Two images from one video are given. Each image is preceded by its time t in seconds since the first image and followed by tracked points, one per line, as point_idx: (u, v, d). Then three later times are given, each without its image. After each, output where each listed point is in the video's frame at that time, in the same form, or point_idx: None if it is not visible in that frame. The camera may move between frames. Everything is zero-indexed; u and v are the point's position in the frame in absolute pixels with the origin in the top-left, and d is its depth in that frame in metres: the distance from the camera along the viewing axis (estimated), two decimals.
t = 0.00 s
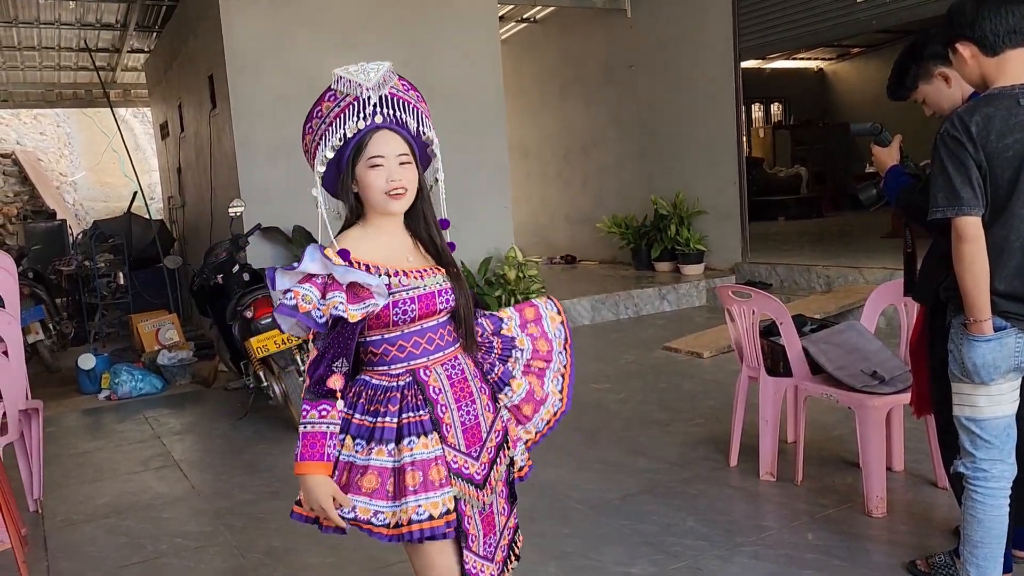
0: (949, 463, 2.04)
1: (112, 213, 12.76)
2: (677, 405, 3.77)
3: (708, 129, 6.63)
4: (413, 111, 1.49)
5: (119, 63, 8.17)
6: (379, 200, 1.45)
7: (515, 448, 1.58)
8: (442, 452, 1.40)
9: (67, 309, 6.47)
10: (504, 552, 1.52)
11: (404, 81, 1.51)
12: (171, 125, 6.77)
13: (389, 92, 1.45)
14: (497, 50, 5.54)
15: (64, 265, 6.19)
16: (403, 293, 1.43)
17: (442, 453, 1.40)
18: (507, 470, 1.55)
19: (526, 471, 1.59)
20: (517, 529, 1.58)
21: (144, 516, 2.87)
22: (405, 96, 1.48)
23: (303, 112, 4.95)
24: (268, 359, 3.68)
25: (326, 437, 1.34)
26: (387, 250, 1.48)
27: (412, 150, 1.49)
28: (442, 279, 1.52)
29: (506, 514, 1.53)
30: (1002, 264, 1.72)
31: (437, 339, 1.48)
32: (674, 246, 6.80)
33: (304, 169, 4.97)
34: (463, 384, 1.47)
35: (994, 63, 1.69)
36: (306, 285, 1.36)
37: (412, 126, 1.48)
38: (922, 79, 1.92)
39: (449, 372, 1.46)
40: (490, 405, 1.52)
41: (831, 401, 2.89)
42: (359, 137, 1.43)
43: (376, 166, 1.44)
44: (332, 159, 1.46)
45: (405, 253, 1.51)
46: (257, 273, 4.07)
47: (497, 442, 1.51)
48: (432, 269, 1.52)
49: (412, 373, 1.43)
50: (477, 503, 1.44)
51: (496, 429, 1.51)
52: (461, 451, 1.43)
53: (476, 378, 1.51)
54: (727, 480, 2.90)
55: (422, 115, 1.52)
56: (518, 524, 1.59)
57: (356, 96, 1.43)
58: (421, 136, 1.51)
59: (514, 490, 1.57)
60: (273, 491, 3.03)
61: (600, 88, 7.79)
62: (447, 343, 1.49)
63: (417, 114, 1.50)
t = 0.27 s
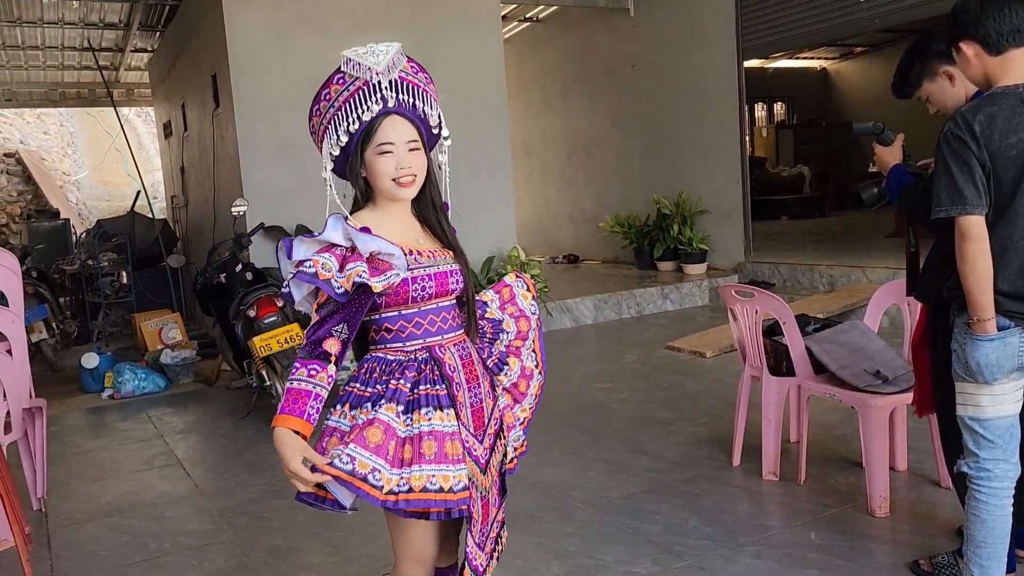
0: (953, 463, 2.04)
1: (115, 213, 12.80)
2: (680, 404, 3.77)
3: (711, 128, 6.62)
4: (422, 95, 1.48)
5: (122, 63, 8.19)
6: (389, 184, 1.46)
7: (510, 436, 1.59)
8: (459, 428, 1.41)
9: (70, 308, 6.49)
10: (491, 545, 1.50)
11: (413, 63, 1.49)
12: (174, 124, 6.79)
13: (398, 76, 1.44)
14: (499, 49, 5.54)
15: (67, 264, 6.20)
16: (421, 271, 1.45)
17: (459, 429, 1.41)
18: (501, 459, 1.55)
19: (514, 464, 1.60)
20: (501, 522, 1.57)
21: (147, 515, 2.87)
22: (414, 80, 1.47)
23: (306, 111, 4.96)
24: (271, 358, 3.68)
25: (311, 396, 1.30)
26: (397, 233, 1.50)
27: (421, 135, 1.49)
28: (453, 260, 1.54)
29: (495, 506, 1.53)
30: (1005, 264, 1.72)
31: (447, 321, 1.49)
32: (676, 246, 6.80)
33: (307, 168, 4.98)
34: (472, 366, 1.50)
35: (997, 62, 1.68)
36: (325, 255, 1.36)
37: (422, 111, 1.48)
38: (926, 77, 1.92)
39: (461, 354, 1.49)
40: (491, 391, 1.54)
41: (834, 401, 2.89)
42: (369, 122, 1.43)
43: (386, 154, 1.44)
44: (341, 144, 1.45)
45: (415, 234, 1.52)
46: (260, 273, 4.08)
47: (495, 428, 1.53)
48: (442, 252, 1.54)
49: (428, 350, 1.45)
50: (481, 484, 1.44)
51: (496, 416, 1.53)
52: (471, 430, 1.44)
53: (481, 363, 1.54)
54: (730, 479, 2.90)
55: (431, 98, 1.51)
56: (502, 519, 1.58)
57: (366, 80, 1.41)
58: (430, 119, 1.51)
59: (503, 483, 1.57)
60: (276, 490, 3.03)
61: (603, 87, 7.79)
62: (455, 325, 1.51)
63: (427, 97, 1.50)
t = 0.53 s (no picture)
0: (955, 463, 2.04)
1: (117, 212, 12.83)
2: (682, 404, 3.77)
3: (713, 128, 6.62)
4: (428, 98, 1.49)
5: (124, 63, 8.20)
6: (393, 186, 1.46)
7: (506, 442, 1.56)
8: (451, 431, 1.40)
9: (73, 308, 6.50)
10: (503, 547, 1.50)
11: (419, 66, 1.50)
12: (176, 124, 6.80)
13: (404, 79, 1.45)
14: (501, 49, 5.54)
15: (70, 264, 6.21)
16: (422, 272, 1.45)
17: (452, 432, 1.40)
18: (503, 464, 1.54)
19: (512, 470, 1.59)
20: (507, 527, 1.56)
21: (149, 514, 2.88)
22: (420, 83, 1.47)
23: (308, 111, 4.96)
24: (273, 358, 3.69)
25: (312, 398, 1.32)
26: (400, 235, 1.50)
27: (426, 137, 1.49)
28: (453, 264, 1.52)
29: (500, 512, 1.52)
30: (1008, 263, 1.72)
31: (445, 324, 1.49)
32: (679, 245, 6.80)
33: (309, 168, 4.98)
34: (469, 369, 1.49)
35: (1001, 61, 1.68)
36: (325, 257, 1.36)
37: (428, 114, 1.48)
38: (930, 75, 1.91)
39: (457, 357, 1.48)
40: (489, 395, 1.52)
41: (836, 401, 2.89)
42: (374, 125, 1.43)
43: (391, 155, 1.44)
44: (347, 145, 1.45)
45: (418, 237, 1.52)
46: (263, 272, 4.10)
47: (493, 433, 1.51)
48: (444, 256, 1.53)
49: (425, 353, 1.45)
50: (479, 488, 1.43)
51: (494, 420, 1.52)
52: (466, 433, 1.43)
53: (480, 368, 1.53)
54: (732, 479, 2.89)
55: (437, 100, 1.52)
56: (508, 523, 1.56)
57: (372, 82, 1.42)
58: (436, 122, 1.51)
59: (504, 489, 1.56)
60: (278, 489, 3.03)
61: (606, 86, 7.78)
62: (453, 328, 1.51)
63: (433, 99, 1.50)
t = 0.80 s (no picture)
0: (958, 463, 2.03)
1: (121, 212, 12.86)
2: (685, 404, 3.77)
3: (716, 128, 6.62)
4: (435, 102, 1.51)
5: (128, 63, 8.21)
6: (395, 187, 1.48)
7: (500, 458, 1.55)
8: (405, 441, 1.45)
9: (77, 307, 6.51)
10: (478, 561, 1.53)
11: (429, 70, 1.52)
12: (179, 123, 6.81)
13: (413, 83, 1.47)
14: (504, 48, 5.54)
15: (73, 263, 6.22)
16: (391, 282, 1.48)
17: (405, 442, 1.45)
18: (490, 477, 1.54)
19: (509, 482, 1.57)
20: (499, 540, 1.59)
21: (152, 513, 2.88)
22: (429, 87, 1.50)
23: (311, 111, 4.96)
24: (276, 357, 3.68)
25: (318, 412, 1.44)
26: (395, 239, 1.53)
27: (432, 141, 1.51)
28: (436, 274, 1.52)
29: (483, 524, 1.55)
30: (1011, 263, 1.71)
31: (426, 332, 1.50)
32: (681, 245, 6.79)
33: (312, 168, 4.99)
34: (443, 381, 1.49)
35: (1003, 60, 1.68)
36: (296, 270, 1.44)
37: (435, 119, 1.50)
38: (933, 73, 1.91)
39: (429, 366, 1.49)
40: (474, 407, 1.52)
41: (839, 400, 2.88)
42: (382, 125, 1.45)
43: (396, 156, 1.46)
44: (352, 142, 1.48)
45: (411, 243, 1.54)
46: (265, 271, 4.12)
47: (474, 446, 1.51)
48: (433, 263, 1.54)
49: (392, 359, 1.48)
50: (439, 503, 1.46)
51: (477, 432, 1.52)
52: (429, 447, 1.46)
53: (463, 378, 1.52)
54: (735, 479, 2.89)
55: (443, 106, 1.54)
56: (500, 536, 1.59)
57: (382, 82, 1.44)
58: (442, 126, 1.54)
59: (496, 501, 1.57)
60: (281, 489, 3.03)
61: (608, 86, 7.79)
62: (436, 337, 1.51)
63: (441, 105, 1.52)
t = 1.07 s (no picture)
0: (963, 463, 2.03)
1: (126, 212, 12.88)
2: (688, 404, 3.77)
3: (720, 128, 6.61)
4: (439, 100, 1.50)
5: (132, 63, 8.22)
6: (395, 188, 1.49)
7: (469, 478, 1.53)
8: (363, 440, 1.50)
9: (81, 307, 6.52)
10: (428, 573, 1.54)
11: (434, 68, 1.51)
12: (184, 124, 6.82)
13: (415, 81, 1.47)
14: (508, 48, 5.53)
15: (78, 263, 6.23)
16: (366, 283, 1.50)
17: (362, 441, 1.50)
18: (454, 493, 1.53)
19: (478, 504, 1.54)
20: (462, 560, 1.55)
21: (157, 512, 2.89)
22: (432, 85, 1.49)
23: (315, 111, 4.97)
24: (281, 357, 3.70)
25: (277, 361, 1.52)
26: (393, 239, 1.53)
27: (435, 141, 1.50)
28: (407, 278, 1.48)
29: (444, 540, 1.53)
30: (1017, 263, 1.71)
31: (406, 336, 1.50)
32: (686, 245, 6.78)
33: (317, 167, 4.99)
34: (413, 388, 1.50)
35: (1009, 60, 1.68)
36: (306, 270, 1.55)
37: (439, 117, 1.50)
38: (941, 70, 1.90)
39: (402, 372, 1.50)
40: (447, 419, 1.51)
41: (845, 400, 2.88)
42: (382, 125, 1.46)
43: (397, 155, 1.47)
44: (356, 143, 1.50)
45: (405, 241, 1.53)
46: (270, 271, 4.10)
47: (442, 459, 1.51)
48: (413, 266, 1.50)
49: (370, 358, 1.53)
50: (390, 507, 1.50)
51: (445, 445, 1.51)
52: (388, 451, 1.50)
53: (439, 388, 1.51)
54: (739, 479, 2.89)
55: (449, 104, 1.52)
56: (464, 557, 1.55)
57: (383, 81, 1.45)
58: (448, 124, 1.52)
59: (464, 521, 1.55)
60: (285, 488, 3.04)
61: (612, 86, 7.78)
62: (412, 343, 1.50)
63: (445, 104, 1.51)
